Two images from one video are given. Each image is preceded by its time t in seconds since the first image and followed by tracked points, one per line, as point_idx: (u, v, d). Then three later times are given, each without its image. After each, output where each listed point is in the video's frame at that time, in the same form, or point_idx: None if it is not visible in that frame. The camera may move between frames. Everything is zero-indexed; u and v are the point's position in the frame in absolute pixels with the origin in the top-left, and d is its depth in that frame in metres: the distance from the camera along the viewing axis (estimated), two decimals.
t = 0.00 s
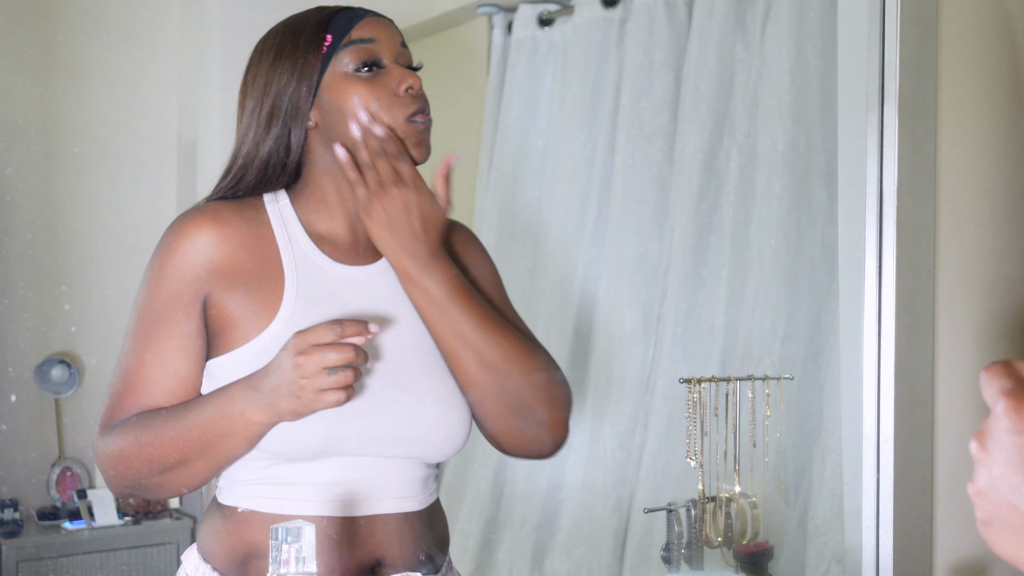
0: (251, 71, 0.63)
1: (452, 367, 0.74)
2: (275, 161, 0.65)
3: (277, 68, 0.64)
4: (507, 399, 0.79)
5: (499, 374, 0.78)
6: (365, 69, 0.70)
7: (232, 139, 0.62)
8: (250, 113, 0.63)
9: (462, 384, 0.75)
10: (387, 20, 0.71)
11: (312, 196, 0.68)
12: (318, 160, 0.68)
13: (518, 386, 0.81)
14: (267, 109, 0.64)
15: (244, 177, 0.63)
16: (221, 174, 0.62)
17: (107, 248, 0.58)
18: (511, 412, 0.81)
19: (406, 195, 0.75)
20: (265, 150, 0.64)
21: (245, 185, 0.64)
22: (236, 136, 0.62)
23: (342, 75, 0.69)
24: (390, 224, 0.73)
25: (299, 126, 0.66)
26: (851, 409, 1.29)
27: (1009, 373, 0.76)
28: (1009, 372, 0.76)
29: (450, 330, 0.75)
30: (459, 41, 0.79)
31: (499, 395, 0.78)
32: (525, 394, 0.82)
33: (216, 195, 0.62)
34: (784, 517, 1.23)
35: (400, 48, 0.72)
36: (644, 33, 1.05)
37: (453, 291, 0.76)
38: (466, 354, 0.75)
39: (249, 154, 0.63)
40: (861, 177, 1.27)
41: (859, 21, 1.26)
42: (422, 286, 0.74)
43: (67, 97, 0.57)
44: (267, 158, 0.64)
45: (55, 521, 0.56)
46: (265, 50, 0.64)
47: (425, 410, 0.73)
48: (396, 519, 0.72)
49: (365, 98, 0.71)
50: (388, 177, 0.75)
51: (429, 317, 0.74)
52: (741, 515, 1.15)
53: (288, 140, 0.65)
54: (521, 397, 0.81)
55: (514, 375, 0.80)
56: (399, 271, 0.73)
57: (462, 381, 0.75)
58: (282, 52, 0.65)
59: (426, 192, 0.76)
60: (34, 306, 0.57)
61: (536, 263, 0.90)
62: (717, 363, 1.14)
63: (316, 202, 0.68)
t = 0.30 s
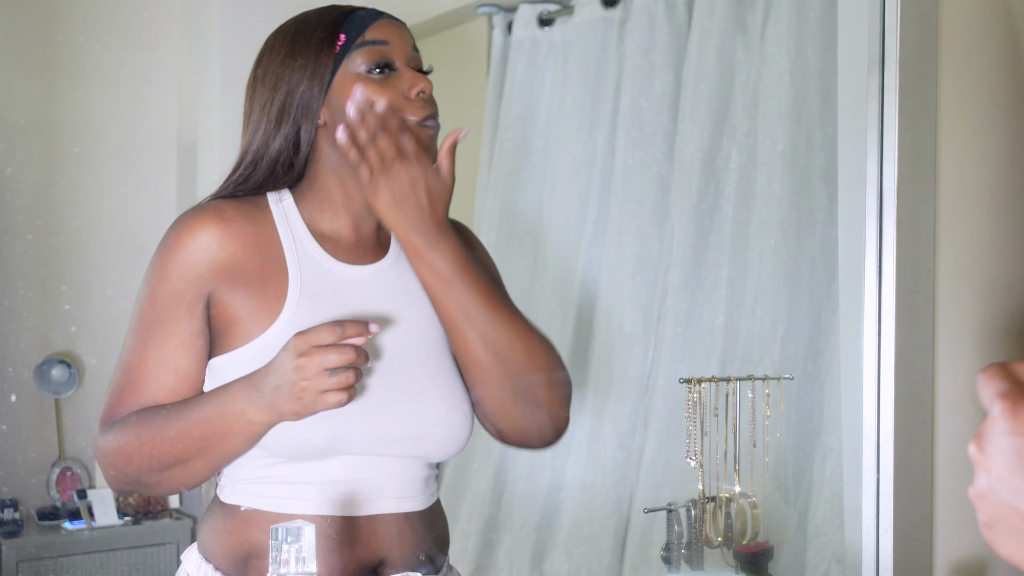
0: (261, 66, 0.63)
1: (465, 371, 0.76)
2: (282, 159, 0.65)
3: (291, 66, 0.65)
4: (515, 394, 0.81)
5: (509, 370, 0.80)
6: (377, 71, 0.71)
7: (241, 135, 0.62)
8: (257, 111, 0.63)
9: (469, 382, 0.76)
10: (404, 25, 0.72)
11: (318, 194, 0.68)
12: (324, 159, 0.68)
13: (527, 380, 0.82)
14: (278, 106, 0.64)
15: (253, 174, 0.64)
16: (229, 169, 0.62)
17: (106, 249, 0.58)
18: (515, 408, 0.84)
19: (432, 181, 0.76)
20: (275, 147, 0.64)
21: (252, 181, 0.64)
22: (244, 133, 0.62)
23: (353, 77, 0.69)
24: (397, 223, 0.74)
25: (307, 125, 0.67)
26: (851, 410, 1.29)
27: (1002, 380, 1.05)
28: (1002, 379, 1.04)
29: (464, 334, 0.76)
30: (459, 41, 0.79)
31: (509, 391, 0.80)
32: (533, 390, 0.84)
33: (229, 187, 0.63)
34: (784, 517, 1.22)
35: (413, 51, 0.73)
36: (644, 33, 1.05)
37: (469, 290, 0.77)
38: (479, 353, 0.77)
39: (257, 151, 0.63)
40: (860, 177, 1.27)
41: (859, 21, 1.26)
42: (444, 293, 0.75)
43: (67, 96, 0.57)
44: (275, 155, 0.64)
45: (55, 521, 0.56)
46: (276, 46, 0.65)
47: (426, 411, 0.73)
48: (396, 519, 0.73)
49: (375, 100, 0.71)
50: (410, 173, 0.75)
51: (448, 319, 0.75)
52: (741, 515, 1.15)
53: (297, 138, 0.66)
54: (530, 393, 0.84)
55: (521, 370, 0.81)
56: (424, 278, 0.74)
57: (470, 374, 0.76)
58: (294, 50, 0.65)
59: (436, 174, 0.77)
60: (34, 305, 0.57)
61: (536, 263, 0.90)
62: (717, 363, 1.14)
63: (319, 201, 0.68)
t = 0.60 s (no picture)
0: (254, 74, 0.63)
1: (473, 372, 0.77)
2: (280, 163, 0.65)
3: (276, 69, 0.64)
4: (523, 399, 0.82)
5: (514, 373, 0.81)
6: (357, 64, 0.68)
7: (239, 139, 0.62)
8: (250, 114, 0.62)
9: (475, 382, 0.77)
10: (382, 16, 0.70)
11: (317, 195, 0.68)
12: (321, 161, 0.67)
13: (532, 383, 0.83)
14: (268, 110, 0.63)
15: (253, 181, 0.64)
16: (227, 178, 0.62)
17: (107, 250, 0.59)
18: (525, 408, 0.83)
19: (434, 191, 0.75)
20: (270, 155, 0.64)
21: (251, 188, 0.64)
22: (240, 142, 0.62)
23: (332, 72, 0.66)
24: (400, 222, 0.74)
25: (300, 126, 0.65)
26: (851, 409, 1.29)
27: (983, 386, 0.60)
28: (982, 383, 0.60)
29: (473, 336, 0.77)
30: (460, 41, 0.79)
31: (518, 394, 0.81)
32: (538, 393, 0.84)
33: (230, 192, 0.62)
34: (784, 517, 1.22)
35: (396, 42, 0.71)
36: (644, 33, 1.05)
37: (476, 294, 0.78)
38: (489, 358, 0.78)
39: (256, 160, 0.64)
40: (861, 177, 1.27)
41: (859, 20, 1.26)
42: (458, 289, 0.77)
43: (67, 100, 0.58)
44: (273, 161, 0.64)
45: (55, 521, 0.57)
46: (265, 53, 0.64)
47: (427, 413, 0.73)
48: (396, 520, 0.73)
49: (357, 93, 0.68)
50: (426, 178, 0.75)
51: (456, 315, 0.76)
52: (741, 515, 1.15)
53: (292, 140, 0.65)
54: (538, 401, 0.84)
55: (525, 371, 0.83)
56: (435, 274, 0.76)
57: (474, 370, 0.77)
58: (280, 53, 0.64)
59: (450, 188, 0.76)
60: (34, 305, 0.57)
61: (536, 263, 0.90)
62: (717, 363, 1.14)
63: (320, 203, 0.68)
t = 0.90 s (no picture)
0: (262, 69, 0.64)
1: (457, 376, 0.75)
2: (281, 162, 0.64)
3: (280, 70, 0.64)
4: (508, 404, 0.81)
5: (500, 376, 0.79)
6: (366, 71, 0.69)
7: (243, 136, 0.62)
8: (253, 115, 0.63)
9: (462, 386, 0.75)
10: (395, 23, 0.71)
11: (318, 195, 0.67)
12: (323, 161, 0.67)
13: (517, 389, 0.81)
14: (274, 110, 0.64)
15: (252, 177, 0.63)
16: (228, 170, 0.62)
17: (109, 249, 0.59)
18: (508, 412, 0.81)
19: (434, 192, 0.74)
20: (273, 153, 0.64)
21: (252, 185, 0.63)
22: (243, 138, 0.62)
23: (342, 77, 0.67)
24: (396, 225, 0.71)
25: (303, 127, 0.65)
26: (851, 409, 1.29)
27: (1007, 376, 0.68)
28: (1007, 374, 0.68)
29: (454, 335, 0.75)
30: (461, 40, 0.79)
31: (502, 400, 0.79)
32: (524, 395, 0.83)
33: (231, 191, 0.62)
34: (784, 517, 1.22)
35: (405, 49, 0.72)
36: (644, 33, 1.05)
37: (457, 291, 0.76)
38: (474, 362, 0.76)
39: (257, 156, 0.63)
40: (861, 177, 1.27)
41: (859, 20, 1.26)
42: (434, 289, 0.74)
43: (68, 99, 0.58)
44: (274, 159, 0.64)
45: (55, 521, 0.57)
46: (272, 50, 0.64)
47: (428, 411, 0.73)
48: (396, 519, 0.72)
49: (366, 101, 0.69)
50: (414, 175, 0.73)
51: (432, 314, 0.74)
52: (741, 515, 1.15)
53: (294, 141, 0.65)
54: (522, 406, 0.83)
55: (512, 373, 0.81)
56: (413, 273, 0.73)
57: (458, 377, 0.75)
58: (287, 53, 0.65)
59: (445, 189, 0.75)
60: (34, 305, 0.57)
61: (536, 263, 0.90)
62: (717, 364, 1.14)
63: (320, 203, 0.67)
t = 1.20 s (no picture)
0: (257, 71, 0.64)
1: (466, 372, 0.76)
2: (281, 164, 0.65)
3: (277, 70, 0.65)
4: (514, 402, 0.81)
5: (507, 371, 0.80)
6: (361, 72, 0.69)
7: (242, 140, 0.63)
8: (251, 117, 0.63)
9: (467, 383, 0.76)
10: (387, 20, 0.71)
11: (317, 195, 0.67)
12: (321, 163, 0.67)
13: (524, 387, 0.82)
14: (270, 112, 0.64)
15: (252, 180, 0.64)
16: (228, 179, 0.63)
17: (109, 249, 0.59)
18: (511, 413, 0.81)
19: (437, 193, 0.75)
20: (272, 155, 0.64)
21: (252, 189, 0.64)
22: (242, 142, 0.63)
23: (335, 80, 0.67)
24: (399, 224, 0.73)
25: (301, 128, 0.66)
26: (851, 409, 1.29)
27: (1002, 381, 0.57)
28: (1002, 378, 0.57)
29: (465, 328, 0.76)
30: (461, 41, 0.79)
31: (509, 392, 0.80)
32: (527, 399, 0.83)
33: (230, 193, 0.63)
34: (784, 518, 1.22)
35: (400, 48, 0.71)
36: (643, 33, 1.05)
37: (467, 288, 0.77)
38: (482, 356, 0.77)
39: (257, 159, 0.64)
40: (861, 177, 1.28)
41: (859, 21, 1.26)
42: (447, 277, 0.75)
43: (67, 99, 0.58)
44: (273, 161, 0.64)
45: (55, 521, 0.57)
46: (268, 53, 0.65)
47: (428, 411, 0.73)
48: (396, 520, 0.72)
49: (359, 101, 0.68)
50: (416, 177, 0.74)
51: (444, 304, 0.75)
52: (741, 515, 1.15)
53: (292, 142, 0.65)
54: (525, 410, 0.83)
55: (517, 373, 0.81)
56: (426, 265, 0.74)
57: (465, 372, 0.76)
58: (282, 54, 0.65)
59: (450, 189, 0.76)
60: (34, 305, 0.57)
61: (536, 263, 0.90)
62: (717, 364, 1.14)
63: (320, 204, 0.67)
